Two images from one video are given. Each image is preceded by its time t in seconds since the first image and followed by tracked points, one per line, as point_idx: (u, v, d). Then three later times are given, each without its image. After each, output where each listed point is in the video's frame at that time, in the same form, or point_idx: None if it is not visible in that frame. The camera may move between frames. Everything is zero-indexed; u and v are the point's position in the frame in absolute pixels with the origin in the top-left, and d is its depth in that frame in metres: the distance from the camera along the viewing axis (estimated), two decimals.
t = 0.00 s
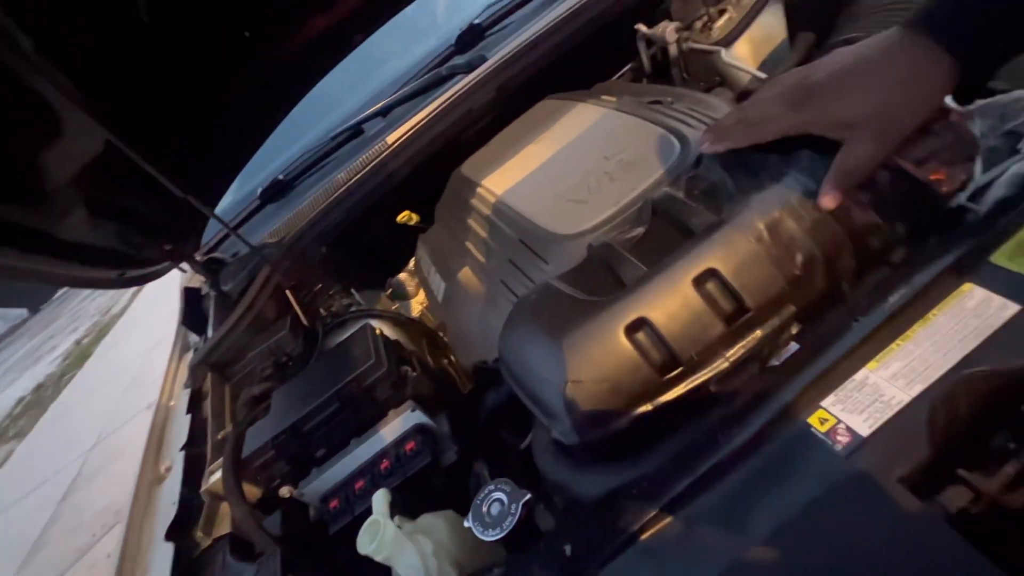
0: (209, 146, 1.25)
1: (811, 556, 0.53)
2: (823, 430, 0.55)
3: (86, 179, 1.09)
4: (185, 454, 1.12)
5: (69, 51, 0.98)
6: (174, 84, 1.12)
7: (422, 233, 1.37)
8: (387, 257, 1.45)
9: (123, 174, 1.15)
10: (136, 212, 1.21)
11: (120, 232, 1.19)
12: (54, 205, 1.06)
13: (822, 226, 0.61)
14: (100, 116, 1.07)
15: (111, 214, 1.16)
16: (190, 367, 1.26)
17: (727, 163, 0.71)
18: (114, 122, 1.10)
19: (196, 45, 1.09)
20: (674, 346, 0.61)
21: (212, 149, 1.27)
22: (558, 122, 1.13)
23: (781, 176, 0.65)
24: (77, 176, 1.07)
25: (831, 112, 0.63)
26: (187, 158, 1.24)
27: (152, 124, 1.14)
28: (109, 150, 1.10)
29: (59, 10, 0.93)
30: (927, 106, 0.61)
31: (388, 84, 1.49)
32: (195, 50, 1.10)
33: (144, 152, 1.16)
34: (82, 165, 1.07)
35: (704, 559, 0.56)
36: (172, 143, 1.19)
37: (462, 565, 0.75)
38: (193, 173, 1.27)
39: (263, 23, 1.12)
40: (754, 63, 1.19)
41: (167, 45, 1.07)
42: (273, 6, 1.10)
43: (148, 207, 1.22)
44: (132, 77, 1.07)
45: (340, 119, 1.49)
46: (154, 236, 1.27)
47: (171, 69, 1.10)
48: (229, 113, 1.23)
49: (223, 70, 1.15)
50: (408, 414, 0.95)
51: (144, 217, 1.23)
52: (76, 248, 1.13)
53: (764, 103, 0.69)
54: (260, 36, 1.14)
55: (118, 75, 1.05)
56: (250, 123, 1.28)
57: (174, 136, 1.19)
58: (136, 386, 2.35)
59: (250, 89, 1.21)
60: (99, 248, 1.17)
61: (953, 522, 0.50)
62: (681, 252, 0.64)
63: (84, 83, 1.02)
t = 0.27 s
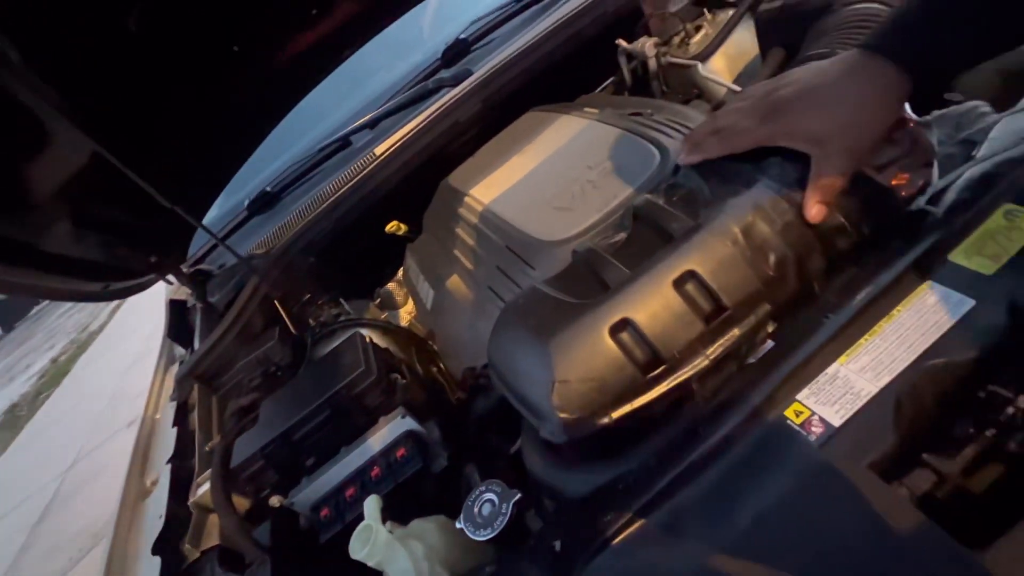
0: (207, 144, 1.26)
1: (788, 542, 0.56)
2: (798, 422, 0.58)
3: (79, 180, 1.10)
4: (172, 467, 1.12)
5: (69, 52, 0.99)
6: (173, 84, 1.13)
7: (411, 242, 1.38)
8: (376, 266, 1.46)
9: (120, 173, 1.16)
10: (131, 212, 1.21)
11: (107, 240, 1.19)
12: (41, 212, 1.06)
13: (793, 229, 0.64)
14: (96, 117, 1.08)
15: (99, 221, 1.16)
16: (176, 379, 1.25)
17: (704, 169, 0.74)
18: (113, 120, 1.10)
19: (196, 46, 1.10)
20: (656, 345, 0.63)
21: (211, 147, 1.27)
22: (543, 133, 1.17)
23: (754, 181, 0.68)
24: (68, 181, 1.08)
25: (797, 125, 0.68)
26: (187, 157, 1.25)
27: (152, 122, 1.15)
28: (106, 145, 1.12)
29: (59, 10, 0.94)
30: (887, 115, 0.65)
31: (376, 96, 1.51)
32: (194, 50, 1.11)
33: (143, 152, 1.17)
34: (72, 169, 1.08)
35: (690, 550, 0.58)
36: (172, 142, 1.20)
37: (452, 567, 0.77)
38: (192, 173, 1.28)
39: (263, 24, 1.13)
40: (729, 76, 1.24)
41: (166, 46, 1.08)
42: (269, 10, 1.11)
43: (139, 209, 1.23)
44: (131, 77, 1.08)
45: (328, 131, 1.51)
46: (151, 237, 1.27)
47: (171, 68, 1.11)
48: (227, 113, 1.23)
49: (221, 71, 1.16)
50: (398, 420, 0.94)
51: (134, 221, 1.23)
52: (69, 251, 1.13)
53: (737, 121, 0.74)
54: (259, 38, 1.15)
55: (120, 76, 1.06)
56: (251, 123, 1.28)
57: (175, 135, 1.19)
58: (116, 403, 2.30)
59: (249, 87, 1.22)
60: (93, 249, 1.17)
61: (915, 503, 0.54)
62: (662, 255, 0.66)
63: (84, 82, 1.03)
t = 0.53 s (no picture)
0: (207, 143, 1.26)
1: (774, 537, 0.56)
2: (781, 420, 0.59)
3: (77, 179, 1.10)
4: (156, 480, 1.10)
5: (69, 51, 0.99)
6: (173, 84, 1.13)
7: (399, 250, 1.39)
8: (365, 275, 1.46)
9: (118, 172, 1.16)
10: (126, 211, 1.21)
11: (105, 241, 1.20)
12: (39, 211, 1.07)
13: (771, 232, 0.66)
14: (97, 116, 1.08)
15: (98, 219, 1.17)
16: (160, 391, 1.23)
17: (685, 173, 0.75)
18: (113, 120, 1.10)
19: (197, 44, 1.10)
20: (642, 346, 0.64)
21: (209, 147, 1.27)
22: (529, 141, 1.18)
23: (734, 185, 0.70)
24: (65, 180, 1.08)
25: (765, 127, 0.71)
26: (188, 156, 1.25)
27: (152, 122, 1.15)
28: (105, 144, 1.12)
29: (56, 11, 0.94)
30: (850, 123, 0.68)
31: (363, 106, 1.52)
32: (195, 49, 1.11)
33: (141, 152, 1.17)
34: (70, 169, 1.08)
35: (680, 549, 0.59)
36: (174, 140, 1.20)
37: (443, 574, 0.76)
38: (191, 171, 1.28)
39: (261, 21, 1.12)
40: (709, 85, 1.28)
41: (164, 47, 1.07)
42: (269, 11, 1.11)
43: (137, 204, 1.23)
44: (131, 77, 1.08)
45: (315, 140, 1.50)
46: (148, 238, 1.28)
47: (171, 67, 1.11)
48: (227, 113, 1.23)
49: (223, 70, 1.17)
50: (388, 428, 0.94)
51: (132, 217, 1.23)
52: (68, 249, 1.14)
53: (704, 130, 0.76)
54: (257, 37, 1.15)
55: (120, 74, 1.06)
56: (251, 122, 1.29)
57: (176, 134, 1.20)
58: (97, 418, 2.24)
59: (247, 85, 1.21)
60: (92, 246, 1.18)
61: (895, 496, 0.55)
62: (646, 258, 0.68)
63: (83, 82, 1.03)
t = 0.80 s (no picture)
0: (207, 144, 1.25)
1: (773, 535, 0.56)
2: (777, 418, 0.60)
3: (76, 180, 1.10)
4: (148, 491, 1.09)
5: (68, 52, 0.99)
6: (174, 84, 1.13)
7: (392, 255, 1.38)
8: (358, 282, 1.46)
9: (118, 173, 1.16)
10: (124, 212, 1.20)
11: (102, 244, 1.19)
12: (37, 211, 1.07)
13: (764, 232, 0.67)
14: (98, 117, 1.08)
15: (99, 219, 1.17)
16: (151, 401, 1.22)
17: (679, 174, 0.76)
18: (114, 120, 1.10)
19: (196, 43, 1.10)
20: (638, 347, 0.64)
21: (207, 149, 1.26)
22: (522, 145, 1.19)
23: (727, 186, 0.70)
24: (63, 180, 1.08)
25: (748, 129, 0.70)
26: (188, 157, 1.24)
27: (153, 123, 1.15)
28: (105, 145, 1.12)
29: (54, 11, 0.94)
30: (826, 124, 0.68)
31: (355, 111, 1.52)
32: (194, 48, 1.10)
33: (140, 153, 1.17)
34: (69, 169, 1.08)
35: (678, 549, 0.58)
36: (176, 139, 1.20)
37: None
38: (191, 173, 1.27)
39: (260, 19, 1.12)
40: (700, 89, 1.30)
41: (162, 48, 1.07)
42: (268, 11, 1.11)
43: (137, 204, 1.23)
44: (132, 77, 1.08)
45: (307, 146, 1.50)
46: (145, 243, 1.27)
47: (170, 68, 1.10)
48: (228, 112, 1.23)
49: (223, 70, 1.16)
50: (384, 433, 0.93)
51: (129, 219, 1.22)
52: (67, 249, 1.14)
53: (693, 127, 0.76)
54: (257, 37, 1.15)
55: (121, 74, 1.06)
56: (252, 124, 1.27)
57: (176, 135, 1.19)
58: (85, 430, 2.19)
59: (247, 85, 1.21)
60: (90, 248, 1.17)
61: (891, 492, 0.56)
62: (640, 259, 0.68)
63: (84, 82, 1.03)
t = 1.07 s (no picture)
0: (204, 144, 1.25)
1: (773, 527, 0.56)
2: (774, 412, 0.60)
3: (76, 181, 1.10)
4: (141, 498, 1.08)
5: (68, 52, 0.99)
6: (174, 86, 1.13)
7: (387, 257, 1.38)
8: (352, 284, 1.45)
9: (118, 173, 1.16)
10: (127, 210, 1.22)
11: (100, 245, 1.20)
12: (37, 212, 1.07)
13: (759, 228, 0.67)
14: (98, 117, 1.09)
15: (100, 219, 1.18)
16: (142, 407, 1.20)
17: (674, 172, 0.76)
18: (114, 120, 1.10)
19: (198, 44, 1.10)
20: (635, 344, 0.65)
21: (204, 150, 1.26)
22: (515, 146, 1.19)
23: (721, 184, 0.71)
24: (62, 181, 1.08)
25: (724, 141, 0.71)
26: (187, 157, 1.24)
27: (152, 124, 1.15)
28: (106, 145, 1.12)
29: (50, 9, 0.93)
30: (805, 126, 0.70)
31: (348, 114, 1.51)
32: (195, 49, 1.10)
33: (140, 154, 1.17)
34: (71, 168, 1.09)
35: (679, 543, 0.59)
36: (175, 140, 1.20)
37: None
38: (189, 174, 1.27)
39: (260, 19, 1.12)
40: (691, 89, 1.32)
41: (161, 49, 1.07)
42: (266, 12, 1.11)
43: (135, 205, 1.24)
44: (132, 77, 1.08)
45: (299, 150, 1.49)
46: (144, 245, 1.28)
47: (169, 69, 1.10)
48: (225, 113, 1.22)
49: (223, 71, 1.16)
50: (381, 435, 0.92)
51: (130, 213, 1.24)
52: (66, 250, 1.14)
53: (678, 132, 0.78)
54: (255, 38, 1.14)
55: (122, 74, 1.06)
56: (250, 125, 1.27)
57: (175, 135, 1.19)
58: (73, 440, 2.15)
59: (245, 86, 1.21)
60: (91, 250, 1.18)
61: (888, 483, 0.56)
62: (636, 257, 0.69)
63: (84, 82, 1.03)
